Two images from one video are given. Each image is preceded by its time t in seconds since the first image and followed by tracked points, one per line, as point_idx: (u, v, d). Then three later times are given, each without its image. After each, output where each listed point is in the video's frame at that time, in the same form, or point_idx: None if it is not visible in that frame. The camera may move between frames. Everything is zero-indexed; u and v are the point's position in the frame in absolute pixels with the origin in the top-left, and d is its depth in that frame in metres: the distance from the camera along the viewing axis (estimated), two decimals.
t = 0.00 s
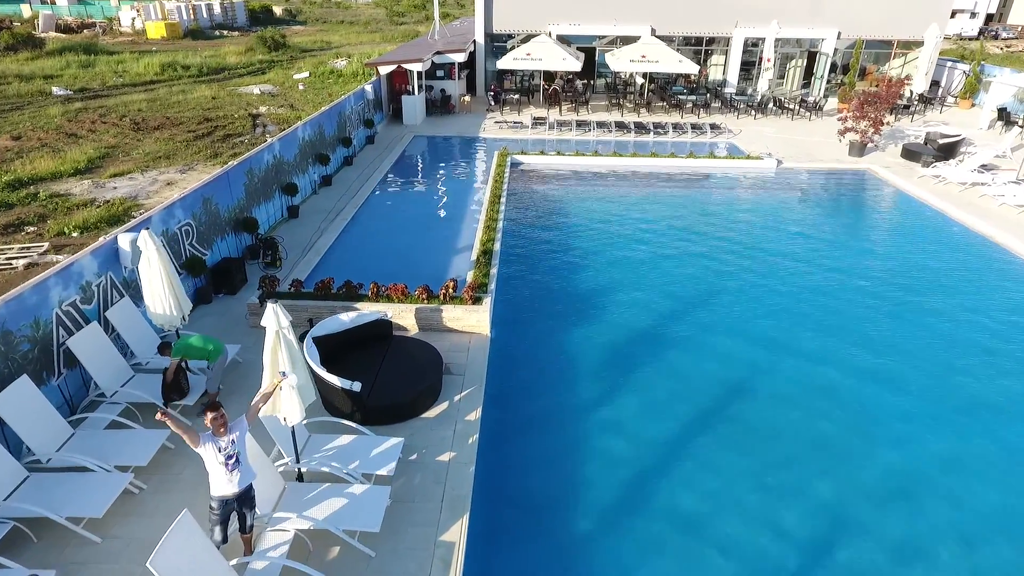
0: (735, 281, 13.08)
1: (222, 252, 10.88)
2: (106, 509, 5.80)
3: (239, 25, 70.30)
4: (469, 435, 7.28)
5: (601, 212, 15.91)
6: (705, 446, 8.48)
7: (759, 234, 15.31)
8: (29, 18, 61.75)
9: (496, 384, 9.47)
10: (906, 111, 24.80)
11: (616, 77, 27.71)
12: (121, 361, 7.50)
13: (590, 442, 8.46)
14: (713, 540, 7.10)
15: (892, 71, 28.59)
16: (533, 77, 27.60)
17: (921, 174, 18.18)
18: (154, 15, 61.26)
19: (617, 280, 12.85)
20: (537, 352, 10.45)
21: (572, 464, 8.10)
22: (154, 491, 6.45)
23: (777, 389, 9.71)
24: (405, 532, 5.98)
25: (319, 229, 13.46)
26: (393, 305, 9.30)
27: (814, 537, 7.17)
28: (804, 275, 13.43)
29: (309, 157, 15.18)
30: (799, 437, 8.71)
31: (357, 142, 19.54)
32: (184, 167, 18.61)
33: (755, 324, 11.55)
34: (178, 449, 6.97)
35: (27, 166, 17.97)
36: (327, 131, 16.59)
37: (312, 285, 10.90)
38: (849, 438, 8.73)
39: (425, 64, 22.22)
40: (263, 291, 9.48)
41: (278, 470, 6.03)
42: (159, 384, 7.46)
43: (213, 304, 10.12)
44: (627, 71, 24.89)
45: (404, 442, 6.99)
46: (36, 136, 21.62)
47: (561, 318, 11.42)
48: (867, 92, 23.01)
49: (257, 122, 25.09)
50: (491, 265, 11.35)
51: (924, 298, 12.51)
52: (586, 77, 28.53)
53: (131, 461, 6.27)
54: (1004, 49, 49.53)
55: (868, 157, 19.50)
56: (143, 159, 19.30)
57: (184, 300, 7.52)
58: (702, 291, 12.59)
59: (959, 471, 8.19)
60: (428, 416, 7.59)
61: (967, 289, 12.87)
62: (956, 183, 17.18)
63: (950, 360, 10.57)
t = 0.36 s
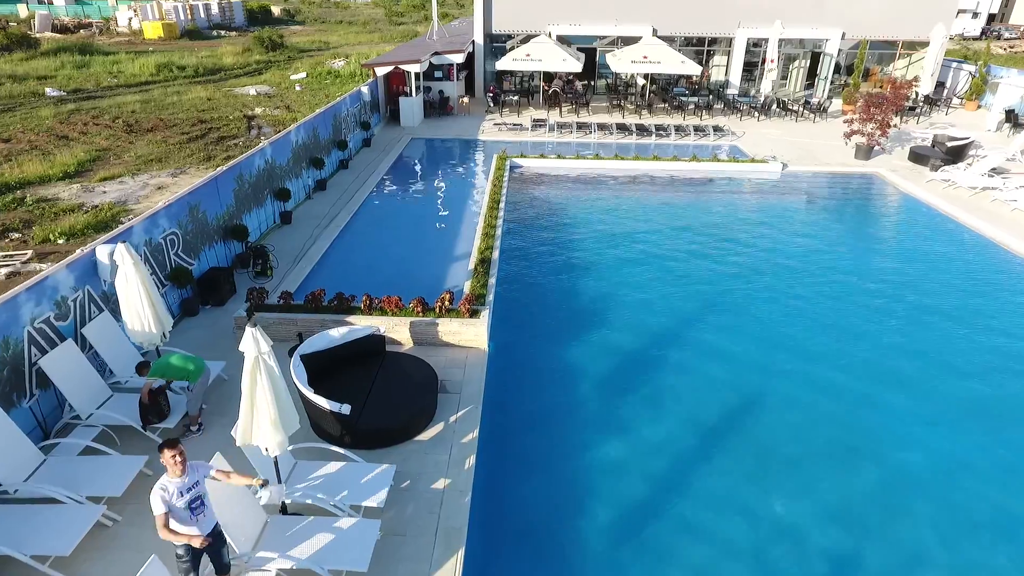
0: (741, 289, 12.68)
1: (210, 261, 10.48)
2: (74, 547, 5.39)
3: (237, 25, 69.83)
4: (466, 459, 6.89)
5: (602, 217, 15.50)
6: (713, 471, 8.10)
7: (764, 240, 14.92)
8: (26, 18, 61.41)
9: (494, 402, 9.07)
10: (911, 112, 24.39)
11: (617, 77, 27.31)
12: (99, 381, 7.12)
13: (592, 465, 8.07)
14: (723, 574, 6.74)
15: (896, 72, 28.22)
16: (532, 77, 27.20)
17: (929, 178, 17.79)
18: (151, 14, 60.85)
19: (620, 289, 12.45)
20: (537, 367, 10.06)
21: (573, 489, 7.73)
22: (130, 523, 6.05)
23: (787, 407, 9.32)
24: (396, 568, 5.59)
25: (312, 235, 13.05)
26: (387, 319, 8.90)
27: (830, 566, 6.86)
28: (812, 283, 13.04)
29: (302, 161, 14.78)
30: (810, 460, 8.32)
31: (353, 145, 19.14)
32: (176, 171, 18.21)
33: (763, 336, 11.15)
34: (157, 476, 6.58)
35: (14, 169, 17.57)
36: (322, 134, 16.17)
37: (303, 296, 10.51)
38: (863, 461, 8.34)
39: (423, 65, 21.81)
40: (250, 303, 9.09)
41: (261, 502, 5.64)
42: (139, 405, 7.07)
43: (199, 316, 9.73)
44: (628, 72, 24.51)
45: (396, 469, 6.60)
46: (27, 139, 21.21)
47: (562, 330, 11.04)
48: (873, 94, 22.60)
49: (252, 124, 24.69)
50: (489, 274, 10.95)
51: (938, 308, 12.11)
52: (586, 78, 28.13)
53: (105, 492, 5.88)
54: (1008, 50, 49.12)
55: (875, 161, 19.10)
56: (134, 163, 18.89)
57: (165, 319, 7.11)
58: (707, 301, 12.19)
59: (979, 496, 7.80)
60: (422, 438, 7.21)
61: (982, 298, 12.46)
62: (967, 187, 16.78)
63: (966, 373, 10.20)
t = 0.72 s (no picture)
0: (747, 300, 12.29)
1: (198, 272, 10.09)
2: None
3: (235, 25, 69.41)
4: (461, 488, 6.53)
5: (603, 223, 15.13)
6: (721, 494, 7.69)
7: (770, 247, 14.55)
8: (23, 18, 61.02)
9: (491, 421, 8.70)
10: (917, 114, 24.01)
11: (617, 79, 26.93)
12: (76, 404, 6.74)
13: (593, 489, 7.68)
14: None
15: (900, 73, 27.86)
16: (532, 79, 26.83)
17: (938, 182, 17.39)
18: (149, 15, 60.48)
19: (622, 299, 12.08)
20: (535, 383, 9.67)
21: (572, 515, 7.33)
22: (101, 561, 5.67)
23: (796, 425, 8.94)
24: None
25: (305, 243, 12.67)
26: (379, 334, 8.52)
27: None
28: (820, 293, 12.66)
29: (296, 166, 14.39)
30: (823, 481, 7.93)
31: (349, 149, 18.76)
32: (168, 175, 17.81)
33: (770, 349, 10.77)
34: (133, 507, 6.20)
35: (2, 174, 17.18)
36: (316, 138, 15.77)
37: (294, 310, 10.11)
38: (878, 483, 7.94)
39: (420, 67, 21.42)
40: (238, 317, 8.69)
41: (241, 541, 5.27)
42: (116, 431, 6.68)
43: (186, 330, 9.34)
44: (628, 74, 24.16)
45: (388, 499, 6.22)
46: (17, 142, 20.83)
47: (562, 343, 10.66)
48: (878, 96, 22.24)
49: (247, 126, 24.31)
50: (487, 285, 10.58)
51: (950, 319, 11.75)
52: (586, 80, 27.75)
53: (75, 529, 5.50)
54: (1010, 51, 48.80)
55: (882, 164, 18.71)
56: (125, 167, 18.50)
57: (144, 337, 6.72)
58: (712, 312, 11.82)
59: (1002, 519, 7.45)
60: (417, 465, 6.83)
61: (995, 308, 12.10)
62: (976, 192, 16.42)
63: (982, 388, 9.86)
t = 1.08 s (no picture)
0: (753, 312, 11.94)
1: (185, 285, 9.70)
2: None
3: (233, 25, 68.97)
4: (458, 522, 6.15)
5: (606, 231, 14.74)
6: (729, 524, 7.36)
7: (777, 256, 14.17)
8: (19, 19, 60.59)
9: (489, 444, 8.33)
10: (923, 117, 23.64)
11: (618, 81, 26.57)
12: (51, 430, 6.36)
13: (596, 518, 7.34)
14: None
15: (904, 74, 27.48)
16: (532, 81, 26.44)
17: (946, 188, 17.05)
18: (146, 15, 60.02)
19: (626, 311, 11.70)
20: (535, 402, 9.31)
21: (578, 548, 6.97)
22: None
23: (807, 449, 8.61)
24: None
25: (298, 253, 12.29)
26: (373, 354, 8.13)
27: None
28: (829, 304, 12.29)
29: (290, 172, 14.01)
30: (836, 512, 7.60)
31: (345, 153, 18.37)
32: (160, 181, 17.42)
33: (778, 366, 10.43)
34: (109, 544, 5.80)
35: None
36: (311, 143, 15.39)
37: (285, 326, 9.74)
38: (894, 513, 7.62)
39: (418, 69, 21.03)
40: (225, 334, 8.31)
41: None
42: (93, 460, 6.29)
43: (172, 346, 8.95)
44: (630, 76, 23.79)
45: (380, 536, 5.85)
46: (7, 146, 20.43)
47: (563, 360, 10.30)
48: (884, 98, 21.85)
49: (242, 129, 23.92)
50: (486, 298, 10.19)
51: (965, 334, 11.38)
52: (587, 82, 27.35)
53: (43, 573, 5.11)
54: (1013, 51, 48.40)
55: (889, 169, 18.35)
56: (116, 172, 18.11)
57: (122, 361, 6.34)
58: (719, 325, 11.44)
59: None
60: (412, 495, 6.45)
61: (1010, 322, 11.73)
62: (987, 199, 16.04)
63: (999, 408, 9.53)
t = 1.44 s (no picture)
0: (762, 323, 11.55)
1: (172, 298, 9.33)
2: None
3: (231, 26, 68.53)
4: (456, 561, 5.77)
5: (608, 239, 14.37)
6: (742, 556, 6.96)
7: (784, 264, 13.80)
8: (15, 19, 60.20)
9: (488, 467, 7.92)
10: (929, 120, 23.27)
11: (619, 82, 26.20)
12: (26, 461, 5.98)
13: (601, 548, 6.95)
14: None
15: (909, 76, 27.13)
16: (531, 83, 26.07)
17: (956, 193, 16.67)
18: (143, 16, 59.60)
19: (630, 323, 11.33)
20: (536, 420, 8.91)
21: None
22: None
23: (822, 471, 8.19)
24: None
25: (291, 262, 11.90)
26: (367, 373, 7.75)
27: None
28: (840, 316, 11.90)
29: (283, 178, 13.63)
30: (856, 541, 7.19)
31: (341, 158, 17.99)
32: (151, 186, 17.03)
33: (789, 381, 10.02)
34: None
35: None
36: (306, 148, 15.00)
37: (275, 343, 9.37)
38: (916, 542, 7.22)
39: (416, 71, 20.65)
40: (212, 353, 7.92)
41: None
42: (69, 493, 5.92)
43: (157, 364, 8.59)
44: (631, 78, 23.41)
45: None
46: None
47: (566, 374, 9.89)
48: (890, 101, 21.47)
49: (238, 132, 23.55)
50: (485, 312, 9.81)
51: (981, 347, 11.01)
52: (587, 84, 26.98)
53: None
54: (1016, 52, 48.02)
55: (897, 174, 17.97)
56: (107, 177, 17.73)
57: (98, 385, 5.95)
58: (726, 338, 11.07)
59: None
60: (409, 530, 6.08)
61: None
62: (999, 205, 15.67)
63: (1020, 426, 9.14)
